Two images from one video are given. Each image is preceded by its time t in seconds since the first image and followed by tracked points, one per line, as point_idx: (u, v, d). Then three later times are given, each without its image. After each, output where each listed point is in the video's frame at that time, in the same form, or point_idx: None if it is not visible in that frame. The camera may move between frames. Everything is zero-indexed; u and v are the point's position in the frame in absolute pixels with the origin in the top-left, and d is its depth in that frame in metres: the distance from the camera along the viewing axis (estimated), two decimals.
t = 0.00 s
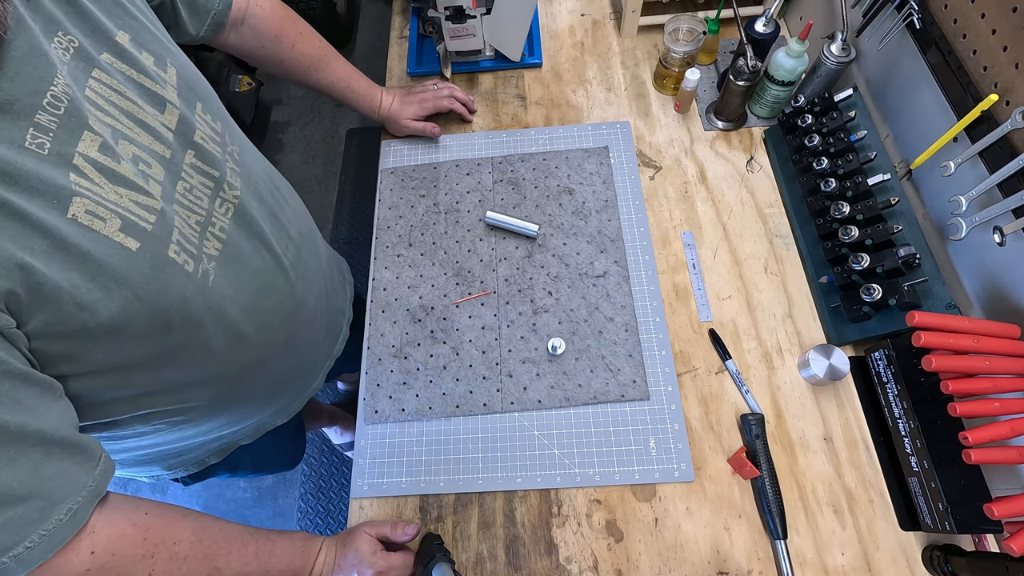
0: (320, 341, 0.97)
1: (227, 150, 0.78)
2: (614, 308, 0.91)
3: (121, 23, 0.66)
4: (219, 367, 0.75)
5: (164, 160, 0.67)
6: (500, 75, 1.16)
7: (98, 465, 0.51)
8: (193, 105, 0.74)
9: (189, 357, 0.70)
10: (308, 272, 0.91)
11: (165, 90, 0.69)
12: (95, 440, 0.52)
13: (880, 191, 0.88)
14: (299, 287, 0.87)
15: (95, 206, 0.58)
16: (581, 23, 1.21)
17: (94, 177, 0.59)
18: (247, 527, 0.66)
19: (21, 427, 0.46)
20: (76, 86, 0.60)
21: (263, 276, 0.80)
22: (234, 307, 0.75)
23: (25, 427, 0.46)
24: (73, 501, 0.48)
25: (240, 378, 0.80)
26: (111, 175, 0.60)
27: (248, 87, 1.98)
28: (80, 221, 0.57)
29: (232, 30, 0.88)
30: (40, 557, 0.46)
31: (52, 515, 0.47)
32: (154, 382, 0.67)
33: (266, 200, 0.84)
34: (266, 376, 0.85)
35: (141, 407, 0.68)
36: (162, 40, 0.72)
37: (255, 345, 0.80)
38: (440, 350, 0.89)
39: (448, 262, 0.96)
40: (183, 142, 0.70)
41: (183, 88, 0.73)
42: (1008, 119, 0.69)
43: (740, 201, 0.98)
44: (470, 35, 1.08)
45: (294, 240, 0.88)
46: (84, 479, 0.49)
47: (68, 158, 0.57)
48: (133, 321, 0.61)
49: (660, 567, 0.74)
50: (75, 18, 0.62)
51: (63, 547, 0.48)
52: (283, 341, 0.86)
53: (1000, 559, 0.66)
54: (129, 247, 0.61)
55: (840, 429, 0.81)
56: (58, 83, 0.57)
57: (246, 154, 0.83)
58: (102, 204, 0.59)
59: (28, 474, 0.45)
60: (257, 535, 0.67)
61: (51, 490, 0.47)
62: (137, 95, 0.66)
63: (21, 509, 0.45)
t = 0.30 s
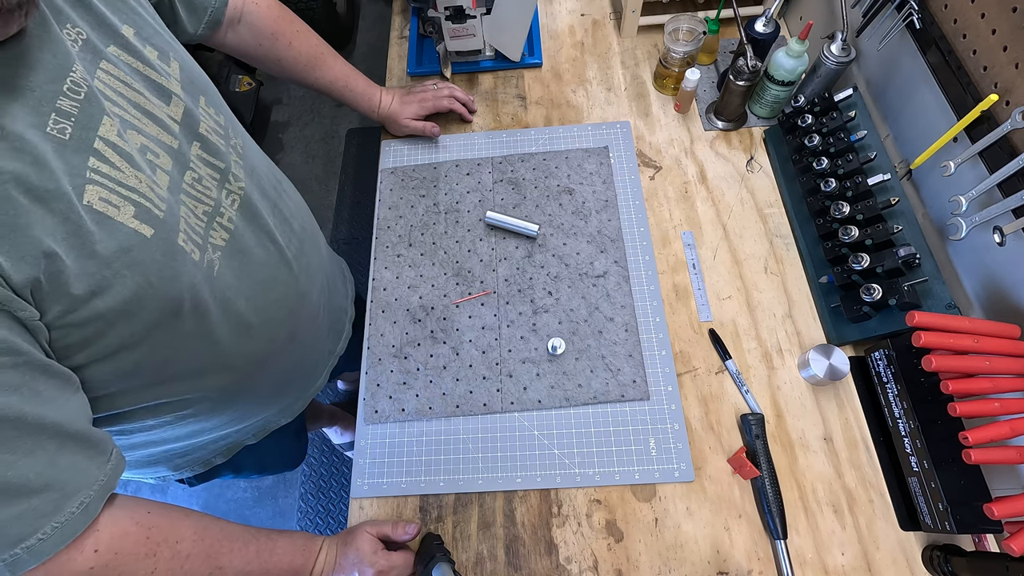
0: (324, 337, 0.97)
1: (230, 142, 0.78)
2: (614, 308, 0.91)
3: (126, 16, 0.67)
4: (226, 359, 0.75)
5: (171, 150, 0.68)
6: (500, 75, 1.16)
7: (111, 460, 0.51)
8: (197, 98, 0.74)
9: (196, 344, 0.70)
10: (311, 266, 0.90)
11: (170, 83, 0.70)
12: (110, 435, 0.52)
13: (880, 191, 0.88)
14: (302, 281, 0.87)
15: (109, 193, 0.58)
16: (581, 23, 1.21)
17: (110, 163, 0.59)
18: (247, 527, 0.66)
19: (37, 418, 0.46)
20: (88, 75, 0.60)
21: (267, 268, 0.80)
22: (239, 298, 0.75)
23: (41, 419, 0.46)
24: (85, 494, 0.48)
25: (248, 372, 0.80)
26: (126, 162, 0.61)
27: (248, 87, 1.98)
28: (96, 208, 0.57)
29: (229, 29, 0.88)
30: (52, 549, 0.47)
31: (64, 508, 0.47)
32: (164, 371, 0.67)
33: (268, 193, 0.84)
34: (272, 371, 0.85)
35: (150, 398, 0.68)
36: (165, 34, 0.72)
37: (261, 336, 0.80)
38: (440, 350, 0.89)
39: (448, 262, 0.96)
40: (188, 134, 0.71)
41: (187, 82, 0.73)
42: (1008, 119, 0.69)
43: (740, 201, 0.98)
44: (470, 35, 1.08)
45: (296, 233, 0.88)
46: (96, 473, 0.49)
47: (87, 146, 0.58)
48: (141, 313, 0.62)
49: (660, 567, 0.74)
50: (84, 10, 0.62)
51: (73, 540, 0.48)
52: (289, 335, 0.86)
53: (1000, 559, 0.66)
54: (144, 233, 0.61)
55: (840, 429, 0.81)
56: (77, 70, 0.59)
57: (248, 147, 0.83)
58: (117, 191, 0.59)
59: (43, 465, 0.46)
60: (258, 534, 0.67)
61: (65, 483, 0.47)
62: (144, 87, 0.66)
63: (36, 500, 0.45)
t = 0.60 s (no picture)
0: (326, 334, 0.97)
1: (229, 142, 0.78)
2: (614, 308, 0.91)
3: (121, 18, 0.67)
4: (230, 356, 0.75)
5: (168, 152, 0.68)
6: (500, 75, 1.16)
7: (110, 461, 0.51)
8: (195, 99, 0.74)
9: (197, 341, 0.69)
10: (311, 263, 0.90)
11: (168, 84, 0.70)
12: (108, 437, 0.52)
13: (880, 191, 0.88)
14: (303, 278, 0.87)
15: (106, 197, 0.59)
16: (581, 23, 1.21)
17: (105, 168, 0.59)
18: (247, 528, 0.66)
19: (33, 421, 0.46)
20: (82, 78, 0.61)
21: (269, 265, 0.79)
22: (241, 295, 0.75)
23: (38, 421, 0.46)
24: (84, 497, 0.48)
25: (252, 369, 0.80)
26: (123, 165, 0.61)
27: (248, 87, 1.98)
28: (93, 212, 0.57)
29: (229, 30, 0.88)
30: (51, 552, 0.47)
31: (63, 510, 0.47)
32: (166, 370, 0.67)
33: (269, 192, 0.84)
34: (275, 369, 0.85)
35: (154, 398, 0.67)
36: (162, 35, 0.72)
37: (264, 334, 0.79)
38: (440, 350, 0.89)
39: (448, 262, 0.96)
40: (185, 135, 0.71)
41: (185, 82, 0.73)
42: (1007, 119, 0.69)
43: (740, 201, 0.98)
44: (470, 35, 1.08)
45: (296, 231, 0.88)
46: (95, 475, 0.49)
47: (82, 150, 0.58)
48: (142, 314, 0.62)
49: (660, 567, 0.74)
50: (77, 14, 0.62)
51: (72, 542, 0.48)
52: (291, 332, 0.86)
53: (1000, 559, 0.66)
54: (141, 237, 0.61)
55: (840, 429, 0.81)
56: (72, 75, 0.59)
57: (246, 146, 0.83)
58: (114, 195, 0.60)
59: (41, 468, 0.46)
60: (258, 535, 0.67)
61: (64, 485, 0.47)
62: (141, 89, 0.66)
63: (35, 503, 0.45)
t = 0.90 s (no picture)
0: (324, 328, 0.97)
1: (221, 137, 0.78)
2: (614, 308, 0.91)
3: (111, 13, 0.67)
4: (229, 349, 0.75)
5: (159, 146, 0.68)
6: (500, 75, 1.16)
7: (107, 465, 0.51)
8: (187, 92, 0.74)
9: (195, 335, 0.70)
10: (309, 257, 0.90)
11: (158, 78, 0.70)
12: (106, 442, 0.52)
13: (880, 191, 0.88)
14: (302, 272, 0.87)
15: (92, 193, 0.58)
16: (581, 23, 1.21)
17: (89, 163, 0.59)
18: (244, 531, 0.66)
19: (29, 429, 0.46)
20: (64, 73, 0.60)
21: (265, 258, 0.79)
22: (239, 290, 0.75)
23: (33, 429, 0.46)
24: (79, 502, 0.48)
25: (249, 361, 0.80)
26: (108, 161, 0.61)
27: (248, 87, 1.98)
28: (80, 208, 0.57)
29: (228, 33, 0.88)
30: (48, 558, 0.47)
31: (59, 517, 0.47)
32: (162, 363, 0.67)
33: (265, 185, 0.84)
34: (273, 362, 0.85)
35: (152, 391, 0.68)
36: (154, 29, 0.72)
37: (262, 326, 0.80)
38: (440, 350, 0.89)
39: (448, 262, 0.96)
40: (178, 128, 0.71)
41: (178, 75, 0.73)
42: (1008, 119, 0.69)
43: (740, 201, 0.98)
44: (470, 35, 1.08)
45: (294, 224, 0.87)
46: (91, 480, 0.49)
47: (64, 145, 0.58)
48: (136, 316, 0.62)
49: (659, 567, 0.74)
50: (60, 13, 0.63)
51: (67, 550, 0.48)
52: (290, 325, 0.86)
53: (1000, 559, 0.66)
54: (128, 233, 0.61)
55: (841, 429, 0.81)
56: (53, 71, 0.58)
57: (241, 141, 0.83)
58: (99, 191, 0.59)
59: (36, 477, 0.46)
60: (255, 538, 0.67)
61: (60, 492, 0.47)
62: (130, 82, 0.66)
63: (30, 512, 0.45)
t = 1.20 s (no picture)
0: (327, 311, 0.97)
1: (213, 125, 0.79)
2: (614, 308, 0.91)
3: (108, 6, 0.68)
4: (250, 333, 0.77)
5: (164, 134, 0.69)
6: (500, 75, 1.16)
7: (122, 473, 0.51)
8: (182, 82, 0.75)
9: (217, 320, 0.71)
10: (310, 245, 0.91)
11: (155, 69, 0.71)
12: (123, 447, 0.52)
13: (880, 191, 0.88)
14: (305, 258, 0.87)
15: (112, 180, 0.60)
16: (581, 23, 1.21)
17: (105, 151, 0.61)
18: (243, 535, 0.66)
19: (59, 433, 0.46)
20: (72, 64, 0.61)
21: (271, 237, 0.80)
22: (253, 267, 0.76)
23: (61, 432, 0.46)
24: (93, 509, 0.49)
25: (264, 350, 0.81)
26: (122, 148, 0.62)
27: (248, 87, 1.98)
28: (102, 195, 0.59)
29: (225, 37, 0.88)
30: (59, 564, 0.47)
31: (72, 523, 0.47)
32: (188, 348, 0.69)
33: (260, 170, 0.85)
34: (286, 351, 0.85)
35: (180, 377, 0.69)
36: (146, 20, 0.73)
37: (275, 312, 0.81)
38: (440, 350, 0.89)
39: (448, 262, 0.96)
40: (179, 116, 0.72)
41: (172, 64, 0.74)
42: (1007, 119, 0.69)
43: (740, 201, 0.98)
44: (470, 35, 1.08)
45: (293, 205, 0.88)
46: (106, 486, 0.49)
47: (80, 136, 0.59)
48: (141, 321, 0.62)
49: (659, 567, 0.74)
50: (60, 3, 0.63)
51: (77, 556, 0.49)
52: (298, 312, 0.86)
53: (1000, 559, 0.66)
54: (148, 218, 0.63)
55: (841, 429, 0.81)
56: (62, 62, 0.59)
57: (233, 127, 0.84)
58: (118, 178, 0.61)
59: (55, 482, 0.46)
60: (254, 540, 0.67)
61: (75, 499, 0.47)
62: (133, 72, 0.67)
63: (44, 518, 0.45)
